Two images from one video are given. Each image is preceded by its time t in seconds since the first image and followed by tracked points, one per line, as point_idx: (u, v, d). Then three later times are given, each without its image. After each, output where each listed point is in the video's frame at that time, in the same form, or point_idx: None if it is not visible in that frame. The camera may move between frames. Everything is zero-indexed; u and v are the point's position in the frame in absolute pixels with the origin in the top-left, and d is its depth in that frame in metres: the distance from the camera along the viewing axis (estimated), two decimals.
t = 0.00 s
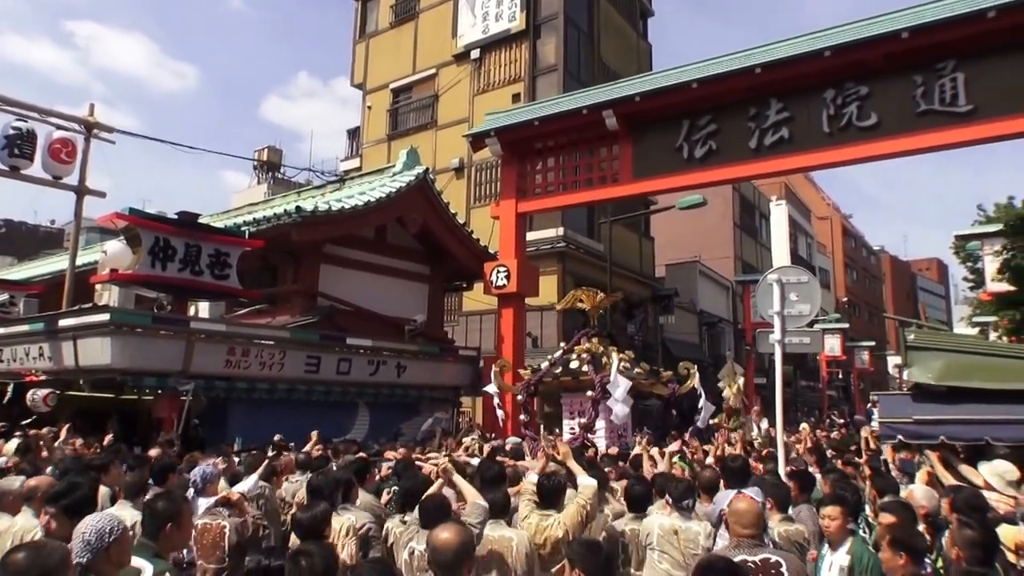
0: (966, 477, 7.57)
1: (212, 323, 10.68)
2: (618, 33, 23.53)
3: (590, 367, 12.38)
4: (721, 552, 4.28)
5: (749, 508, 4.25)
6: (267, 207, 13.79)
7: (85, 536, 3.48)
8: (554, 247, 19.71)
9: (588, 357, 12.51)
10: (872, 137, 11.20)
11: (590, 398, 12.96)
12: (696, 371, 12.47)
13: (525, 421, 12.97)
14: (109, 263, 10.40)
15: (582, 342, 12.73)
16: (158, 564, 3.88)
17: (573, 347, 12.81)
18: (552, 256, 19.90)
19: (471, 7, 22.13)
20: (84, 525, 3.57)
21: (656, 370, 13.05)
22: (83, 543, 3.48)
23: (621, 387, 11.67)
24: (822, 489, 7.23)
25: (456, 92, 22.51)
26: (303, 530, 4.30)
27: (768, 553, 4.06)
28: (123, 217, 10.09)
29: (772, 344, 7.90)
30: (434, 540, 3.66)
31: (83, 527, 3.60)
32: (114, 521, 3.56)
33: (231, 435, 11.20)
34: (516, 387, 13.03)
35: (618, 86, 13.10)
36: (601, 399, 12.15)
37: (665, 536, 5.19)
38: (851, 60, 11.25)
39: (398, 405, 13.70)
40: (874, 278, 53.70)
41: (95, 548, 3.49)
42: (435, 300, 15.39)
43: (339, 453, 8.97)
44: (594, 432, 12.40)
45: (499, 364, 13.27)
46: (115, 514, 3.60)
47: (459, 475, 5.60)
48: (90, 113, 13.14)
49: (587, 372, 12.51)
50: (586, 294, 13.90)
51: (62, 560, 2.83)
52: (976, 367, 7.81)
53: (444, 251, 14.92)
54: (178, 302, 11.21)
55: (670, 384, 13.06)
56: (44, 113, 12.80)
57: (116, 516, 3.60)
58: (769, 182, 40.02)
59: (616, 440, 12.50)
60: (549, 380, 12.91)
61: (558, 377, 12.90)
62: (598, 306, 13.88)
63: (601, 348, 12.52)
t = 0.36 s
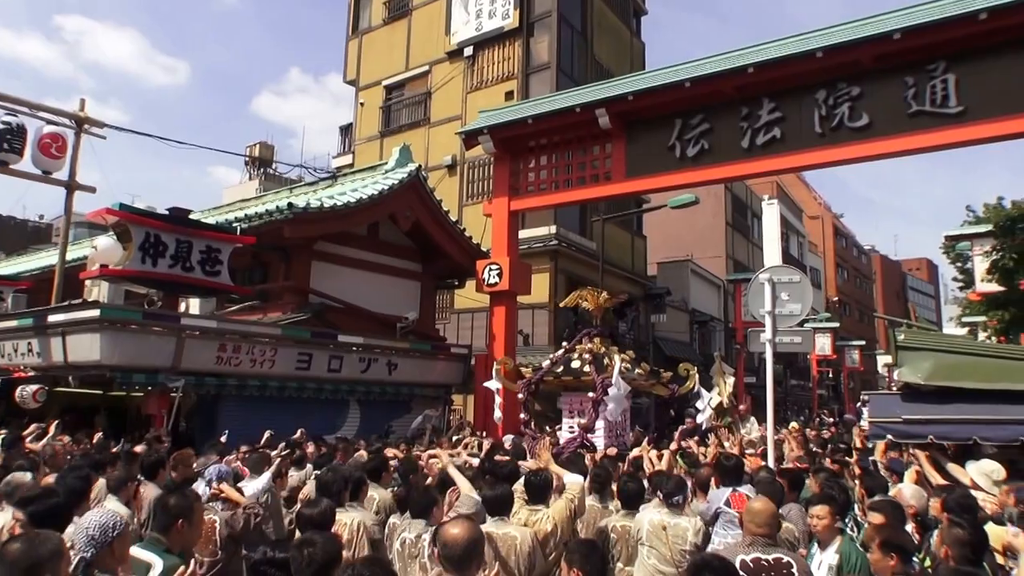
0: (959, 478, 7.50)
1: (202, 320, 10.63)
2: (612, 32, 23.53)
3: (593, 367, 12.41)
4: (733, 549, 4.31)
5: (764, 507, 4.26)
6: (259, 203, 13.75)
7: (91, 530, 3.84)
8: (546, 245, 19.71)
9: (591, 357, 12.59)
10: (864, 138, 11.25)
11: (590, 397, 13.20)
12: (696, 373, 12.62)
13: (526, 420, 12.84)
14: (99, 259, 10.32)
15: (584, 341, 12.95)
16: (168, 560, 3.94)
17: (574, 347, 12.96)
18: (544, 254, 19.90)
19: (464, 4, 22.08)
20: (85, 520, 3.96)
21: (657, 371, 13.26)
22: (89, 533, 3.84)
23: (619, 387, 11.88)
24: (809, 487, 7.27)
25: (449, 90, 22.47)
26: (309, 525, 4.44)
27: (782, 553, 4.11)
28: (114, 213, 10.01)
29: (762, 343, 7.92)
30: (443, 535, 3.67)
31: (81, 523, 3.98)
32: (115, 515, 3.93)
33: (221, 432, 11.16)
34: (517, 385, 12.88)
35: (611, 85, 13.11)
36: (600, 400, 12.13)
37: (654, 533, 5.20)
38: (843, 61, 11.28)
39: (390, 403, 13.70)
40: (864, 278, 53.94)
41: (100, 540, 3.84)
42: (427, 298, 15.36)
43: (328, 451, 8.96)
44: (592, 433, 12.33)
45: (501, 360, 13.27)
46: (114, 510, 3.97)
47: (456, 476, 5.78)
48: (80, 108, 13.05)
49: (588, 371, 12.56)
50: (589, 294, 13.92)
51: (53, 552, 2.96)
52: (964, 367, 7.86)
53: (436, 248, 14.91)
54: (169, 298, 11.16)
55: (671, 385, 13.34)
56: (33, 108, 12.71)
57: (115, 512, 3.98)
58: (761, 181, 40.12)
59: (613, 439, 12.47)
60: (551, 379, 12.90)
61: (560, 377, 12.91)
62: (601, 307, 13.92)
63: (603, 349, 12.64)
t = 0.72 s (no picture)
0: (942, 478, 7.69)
1: (190, 316, 10.52)
2: (606, 33, 23.54)
3: (589, 364, 12.33)
4: (728, 545, 4.27)
5: (762, 504, 4.25)
6: (249, 200, 13.64)
7: (117, 529, 3.59)
8: (538, 245, 19.66)
9: (588, 355, 12.49)
10: (855, 142, 11.26)
11: (586, 394, 13.16)
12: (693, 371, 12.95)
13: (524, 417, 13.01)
14: (86, 254, 10.19)
15: (582, 339, 12.77)
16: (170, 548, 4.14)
17: (572, 344, 12.88)
18: (535, 254, 19.87)
19: (458, 2, 22.01)
20: (109, 520, 3.71)
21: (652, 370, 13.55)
22: (111, 534, 3.59)
23: (619, 383, 11.79)
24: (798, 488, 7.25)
25: (441, 88, 22.39)
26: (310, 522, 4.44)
27: (780, 549, 4.12)
28: (102, 207, 9.91)
29: (753, 344, 7.91)
30: (432, 526, 3.66)
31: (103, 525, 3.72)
32: (139, 515, 3.70)
33: (209, 430, 11.06)
34: (516, 383, 13.04)
35: (604, 85, 13.08)
36: (598, 396, 12.10)
37: (638, 534, 5.18)
38: (835, 64, 11.30)
39: (381, 402, 13.64)
40: (853, 281, 54.18)
41: (125, 540, 3.61)
42: (418, 297, 15.29)
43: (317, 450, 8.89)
44: (590, 429, 12.41)
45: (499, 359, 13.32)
46: (139, 509, 3.74)
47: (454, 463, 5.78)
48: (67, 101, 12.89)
49: (586, 369, 12.51)
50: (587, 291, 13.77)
51: (68, 543, 2.85)
52: (952, 370, 8.02)
53: (427, 247, 14.84)
54: (157, 294, 11.05)
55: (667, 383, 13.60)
56: (19, 100, 12.56)
57: (140, 512, 3.75)
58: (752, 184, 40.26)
59: (610, 435, 12.60)
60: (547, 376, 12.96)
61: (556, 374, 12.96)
62: (598, 306, 13.83)
63: (601, 346, 12.50)
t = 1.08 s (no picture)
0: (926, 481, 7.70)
1: (175, 313, 10.37)
2: (599, 35, 23.54)
3: (585, 369, 12.49)
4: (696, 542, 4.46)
5: (727, 501, 4.41)
6: (237, 196, 13.51)
7: (157, 524, 3.58)
8: (529, 246, 19.60)
9: (583, 359, 12.63)
10: (846, 148, 11.26)
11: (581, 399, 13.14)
12: (686, 374, 12.97)
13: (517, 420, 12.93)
14: (69, 248, 9.96)
15: (577, 345, 12.84)
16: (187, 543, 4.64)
17: (567, 350, 12.92)
18: (526, 255, 19.80)
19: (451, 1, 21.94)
20: (145, 513, 3.68)
21: (646, 375, 13.42)
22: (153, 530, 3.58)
23: (615, 389, 12.05)
24: (785, 490, 7.16)
25: (433, 87, 22.30)
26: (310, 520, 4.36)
27: (742, 544, 4.31)
28: (86, 201, 9.77)
29: (743, 347, 7.85)
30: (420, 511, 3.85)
31: (140, 518, 3.68)
32: (177, 510, 3.70)
33: (194, 429, 10.91)
34: (512, 389, 12.96)
35: (598, 87, 13.02)
36: (593, 399, 12.29)
37: (625, 533, 5.12)
38: (827, 70, 11.29)
39: (370, 403, 13.53)
40: (842, 287, 54.40)
41: (165, 535, 3.61)
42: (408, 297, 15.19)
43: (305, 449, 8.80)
44: (585, 432, 12.60)
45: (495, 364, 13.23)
46: (175, 503, 3.73)
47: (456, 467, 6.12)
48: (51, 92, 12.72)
49: (581, 373, 12.63)
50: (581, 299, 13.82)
51: (114, 539, 3.00)
52: (938, 375, 8.49)
53: (418, 247, 14.75)
54: (142, 290, 10.91)
55: (660, 388, 13.45)
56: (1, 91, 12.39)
57: (175, 505, 3.74)
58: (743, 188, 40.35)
59: (606, 440, 12.81)
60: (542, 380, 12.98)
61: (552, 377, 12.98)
62: (593, 311, 13.75)
63: (596, 351, 12.60)
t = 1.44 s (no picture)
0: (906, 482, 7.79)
1: (158, 309, 10.28)
2: (594, 39, 23.54)
3: (581, 375, 12.83)
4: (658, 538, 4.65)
5: (685, 498, 4.58)
6: (224, 193, 13.36)
7: (165, 515, 3.78)
8: (518, 249, 19.54)
9: (579, 365, 12.97)
10: (837, 156, 11.26)
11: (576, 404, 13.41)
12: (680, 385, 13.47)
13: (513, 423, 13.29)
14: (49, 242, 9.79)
15: (573, 350, 13.27)
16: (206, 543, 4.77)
17: (563, 355, 13.27)
18: (516, 258, 19.73)
19: (446, 1, 21.87)
20: (157, 503, 3.90)
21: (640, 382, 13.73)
22: (165, 520, 3.76)
23: (611, 395, 12.45)
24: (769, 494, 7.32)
25: (426, 87, 22.21)
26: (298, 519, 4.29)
27: (698, 537, 4.40)
28: (69, 193, 9.63)
29: (731, 352, 7.80)
30: (431, 507, 3.82)
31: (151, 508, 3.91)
32: (186, 503, 3.91)
33: (175, 428, 10.76)
34: (508, 392, 13.29)
35: (591, 90, 12.98)
36: (589, 407, 12.69)
37: (617, 533, 5.17)
38: (820, 78, 11.28)
39: (355, 403, 13.43)
40: (830, 297, 54.63)
41: (173, 525, 3.80)
42: (396, 298, 15.08)
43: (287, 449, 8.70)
44: (579, 437, 12.84)
45: (491, 367, 13.39)
46: (184, 497, 3.95)
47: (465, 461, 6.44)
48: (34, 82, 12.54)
49: (576, 379, 12.95)
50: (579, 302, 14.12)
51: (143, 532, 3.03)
52: (921, 381, 8.64)
53: (407, 247, 14.65)
54: (124, 286, 10.74)
55: (654, 395, 13.69)
56: None
57: (185, 500, 3.96)
58: (734, 195, 40.45)
59: (600, 447, 12.96)
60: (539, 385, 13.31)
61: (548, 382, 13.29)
62: (591, 316, 14.07)
63: (592, 357, 13.01)
